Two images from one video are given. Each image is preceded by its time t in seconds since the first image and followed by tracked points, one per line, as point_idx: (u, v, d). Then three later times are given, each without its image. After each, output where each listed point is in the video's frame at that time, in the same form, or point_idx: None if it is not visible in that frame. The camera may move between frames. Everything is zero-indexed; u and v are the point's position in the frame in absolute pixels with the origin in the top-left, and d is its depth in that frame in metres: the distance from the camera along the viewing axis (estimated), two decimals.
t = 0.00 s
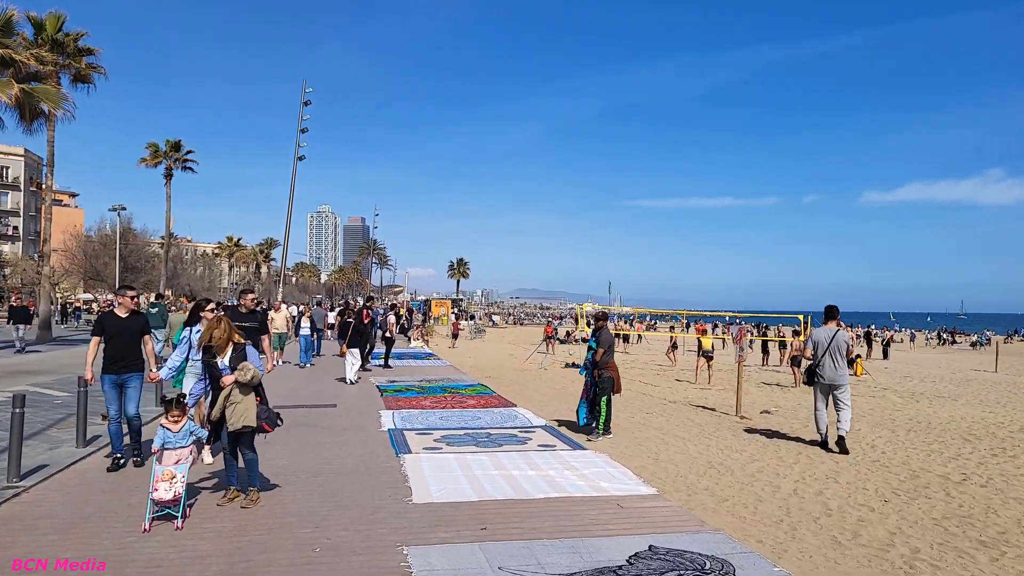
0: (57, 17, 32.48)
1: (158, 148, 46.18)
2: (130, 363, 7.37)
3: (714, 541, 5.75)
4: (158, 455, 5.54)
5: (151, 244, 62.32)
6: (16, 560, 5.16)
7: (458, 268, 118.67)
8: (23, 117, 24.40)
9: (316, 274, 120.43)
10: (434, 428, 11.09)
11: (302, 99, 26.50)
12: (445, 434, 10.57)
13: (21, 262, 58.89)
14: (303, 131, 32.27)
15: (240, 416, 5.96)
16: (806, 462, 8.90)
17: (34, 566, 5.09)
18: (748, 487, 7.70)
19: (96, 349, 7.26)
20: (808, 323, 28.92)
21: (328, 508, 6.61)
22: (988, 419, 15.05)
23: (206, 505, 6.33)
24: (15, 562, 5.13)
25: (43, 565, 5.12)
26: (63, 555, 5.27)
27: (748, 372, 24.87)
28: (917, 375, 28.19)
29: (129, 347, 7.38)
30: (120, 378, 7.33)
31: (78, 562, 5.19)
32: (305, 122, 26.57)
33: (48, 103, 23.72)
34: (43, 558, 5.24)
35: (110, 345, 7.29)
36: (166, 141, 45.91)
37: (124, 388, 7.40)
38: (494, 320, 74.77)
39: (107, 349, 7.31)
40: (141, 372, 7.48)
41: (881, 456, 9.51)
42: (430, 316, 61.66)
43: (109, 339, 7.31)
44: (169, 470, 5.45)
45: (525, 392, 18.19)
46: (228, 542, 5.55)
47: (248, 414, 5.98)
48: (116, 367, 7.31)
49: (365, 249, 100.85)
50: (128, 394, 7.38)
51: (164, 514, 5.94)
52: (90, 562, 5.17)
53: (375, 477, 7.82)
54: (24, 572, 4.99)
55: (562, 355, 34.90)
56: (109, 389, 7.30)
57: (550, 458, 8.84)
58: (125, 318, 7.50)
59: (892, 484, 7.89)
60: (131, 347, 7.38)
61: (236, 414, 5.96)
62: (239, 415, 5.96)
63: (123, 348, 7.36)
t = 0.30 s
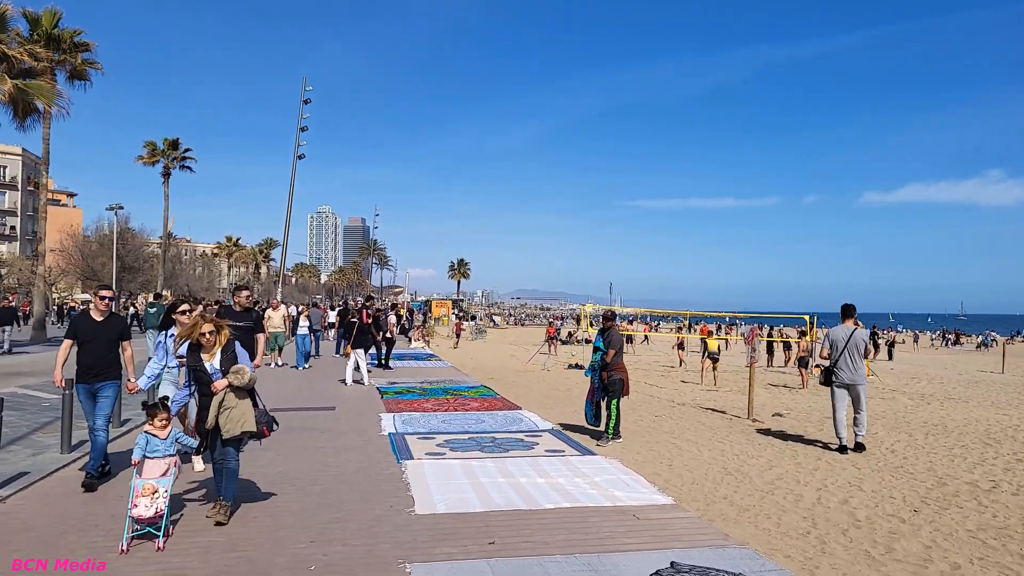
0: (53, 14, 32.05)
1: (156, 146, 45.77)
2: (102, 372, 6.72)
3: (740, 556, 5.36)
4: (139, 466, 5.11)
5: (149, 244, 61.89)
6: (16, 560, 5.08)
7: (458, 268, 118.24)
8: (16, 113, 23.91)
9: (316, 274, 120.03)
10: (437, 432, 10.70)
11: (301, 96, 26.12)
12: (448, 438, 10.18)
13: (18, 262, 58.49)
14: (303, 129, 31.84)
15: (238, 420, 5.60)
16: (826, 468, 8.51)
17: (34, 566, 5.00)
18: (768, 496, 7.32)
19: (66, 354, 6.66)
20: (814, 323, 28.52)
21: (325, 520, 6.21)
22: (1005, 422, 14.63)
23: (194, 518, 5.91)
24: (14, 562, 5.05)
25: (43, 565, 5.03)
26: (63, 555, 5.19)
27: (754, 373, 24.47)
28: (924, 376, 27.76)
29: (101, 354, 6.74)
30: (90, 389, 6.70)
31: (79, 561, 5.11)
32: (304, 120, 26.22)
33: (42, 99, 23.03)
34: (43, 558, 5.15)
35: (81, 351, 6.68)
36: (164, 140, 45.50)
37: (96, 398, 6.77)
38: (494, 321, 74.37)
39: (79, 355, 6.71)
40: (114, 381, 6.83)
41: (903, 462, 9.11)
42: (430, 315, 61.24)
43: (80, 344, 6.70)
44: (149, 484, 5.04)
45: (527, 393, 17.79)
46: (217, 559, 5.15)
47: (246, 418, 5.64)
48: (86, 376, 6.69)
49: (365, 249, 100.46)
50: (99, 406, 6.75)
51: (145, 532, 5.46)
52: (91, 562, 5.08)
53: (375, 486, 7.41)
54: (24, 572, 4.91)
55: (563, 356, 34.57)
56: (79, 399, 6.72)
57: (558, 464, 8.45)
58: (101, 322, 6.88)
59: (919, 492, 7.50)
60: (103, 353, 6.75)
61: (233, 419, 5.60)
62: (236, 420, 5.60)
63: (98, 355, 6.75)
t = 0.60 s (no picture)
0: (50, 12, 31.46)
1: (154, 145, 45.29)
2: (78, 377, 6.30)
3: None
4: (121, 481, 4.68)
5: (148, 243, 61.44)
6: (16, 560, 4.98)
7: (458, 268, 117.76)
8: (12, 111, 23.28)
9: (316, 274, 119.57)
10: (440, 437, 10.27)
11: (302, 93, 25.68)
12: (452, 444, 9.75)
13: (17, 262, 58.08)
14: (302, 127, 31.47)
15: (230, 432, 5.17)
16: (851, 478, 8.09)
17: (34, 566, 4.90)
18: (792, 508, 6.90)
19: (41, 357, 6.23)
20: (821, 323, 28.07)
21: (322, 536, 5.79)
22: None
23: (184, 534, 5.51)
24: (14, 561, 4.96)
25: (43, 565, 4.94)
26: (63, 555, 5.10)
27: (761, 374, 24.02)
28: (933, 377, 27.31)
29: (76, 357, 6.30)
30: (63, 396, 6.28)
31: (79, 562, 5.02)
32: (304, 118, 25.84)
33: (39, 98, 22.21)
34: (43, 558, 5.06)
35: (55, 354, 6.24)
36: (162, 138, 45.02)
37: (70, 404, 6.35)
38: (495, 321, 73.90)
39: (54, 358, 6.27)
40: (89, 388, 6.40)
41: (929, 470, 8.70)
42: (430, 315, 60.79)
43: (54, 346, 6.25)
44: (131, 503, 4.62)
45: (531, 395, 17.36)
46: None
47: (239, 431, 5.20)
48: (60, 380, 6.26)
49: (365, 249, 100.01)
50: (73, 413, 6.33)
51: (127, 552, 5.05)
52: (91, 562, 4.99)
53: (375, 497, 6.99)
54: (24, 572, 4.80)
55: (566, 357, 34.10)
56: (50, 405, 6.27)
57: (568, 473, 8.02)
58: (76, 321, 6.41)
59: (952, 504, 7.08)
60: (79, 357, 6.30)
61: (224, 431, 5.17)
62: (229, 432, 5.16)
63: (71, 358, 6.30)
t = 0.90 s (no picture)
0: (46, 8, 31.17)
1: (152, 143, 44.94)
2: (42, 387, 5.84)
3: None
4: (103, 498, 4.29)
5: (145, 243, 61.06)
6: (16, 560, 5.03)
7: (458, 268, 117.45)
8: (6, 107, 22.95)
9: (315, 274, 119.27)
10: (442, 443, 9.91)
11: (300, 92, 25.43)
12: (456, 451, 9.38)
13: (13, 261, 57.63)
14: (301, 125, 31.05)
15: (222, 445, 4.78)
16: (875, 488, 7.71)
17: (34, 566, 4.95)
18: (819, 522, 6.51)
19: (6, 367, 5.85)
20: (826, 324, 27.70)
21: (318, 554, 5.40)
22: None
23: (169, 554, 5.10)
24: (14, 562, 5.00)
25: (43, 565, 4.99)
26: (63, 555, 5.15)
27: (767, 376, 23.66)
28: (941, 379, 26.94)
29: (39, 365, 5.83)
30: (26, 408, 5.82)
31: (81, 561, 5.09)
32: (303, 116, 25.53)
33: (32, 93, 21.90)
34: (44, 557, 5.11)
35: (17, 363, 5.80)
36: (160, 136, 44.66)
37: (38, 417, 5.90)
38: (495, 321, 73.57)
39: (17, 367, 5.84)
40: (57, 402, 5.94)
41: (956, 479, 8.32)
42: (430, 314, 60.46)
43: (16, 355, 5.80)
44: (115, 523, 4.28)
45: (534, 398, 16.99)
46: None
47: (232, 444, 4.81)
48: (23, 391, 5.81)
49: (364, 249, 99.69)
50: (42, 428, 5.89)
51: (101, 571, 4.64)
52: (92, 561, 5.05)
53: (376, 509, 6.60)
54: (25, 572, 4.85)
55: (568, 358, 33.76)
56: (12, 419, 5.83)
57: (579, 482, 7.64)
58: (37, 324, 5.92)
59: (985, 517, 6.72)
60: (41, 364, 5.83)
61: (216, 443, 4.78)
62: (220, 445, 4.77)
63: (33, 366, 5.82)
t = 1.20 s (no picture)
0: (45, 6, 30.85)
1: (152, 143, 44.62)
2: None
3: None
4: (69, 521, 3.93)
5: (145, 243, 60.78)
6: (16, 560, 4.93)
7: (459, 268, 117.19)
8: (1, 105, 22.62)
9: (316, 274, 118.98)
10: (446, 449, 9.53)
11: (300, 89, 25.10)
12: (460, 458, 9.00)
13: (12, 261, 57.33)
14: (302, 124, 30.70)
15: (214, 459, 4.37)
16: (901, 498, 7.32)
17: (34, 566, 4.85)
18: (847, 536, 6.11)
19: None
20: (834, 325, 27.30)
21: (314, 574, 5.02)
22: None
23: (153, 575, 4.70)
24: (14, 561, 4.90)
25: (44, 565, 4.88)
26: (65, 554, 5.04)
27: (775, 378, 23.27)
28: (950, 381, 26.52)
29: None
30: None
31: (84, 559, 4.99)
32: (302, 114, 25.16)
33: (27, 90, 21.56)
34: (44, 557, 5.01)
35: None
36: (160, 135, 44.33)
37: None
38: (496, 322, 73.28)
39: None
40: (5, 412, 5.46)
41: (985, 489, 7.92)
42: (432, 315, 60.13)
43: None
44: (81, 549, 3.90)
45: (539, 401, 16.60)
46: None
47: (225, 459, 4.41)
48: None
49: (365, 249, 99.41)
50: None
51: None
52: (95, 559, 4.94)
53: (376, 523, 6.22)
54: (25, 572, 4.76)
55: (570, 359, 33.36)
56: None
57: (591, 492, 7.24)
58: None
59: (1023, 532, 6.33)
60: None
61: (207, 457, 4.37)
62: (212, 459, 4.37)
63: None
